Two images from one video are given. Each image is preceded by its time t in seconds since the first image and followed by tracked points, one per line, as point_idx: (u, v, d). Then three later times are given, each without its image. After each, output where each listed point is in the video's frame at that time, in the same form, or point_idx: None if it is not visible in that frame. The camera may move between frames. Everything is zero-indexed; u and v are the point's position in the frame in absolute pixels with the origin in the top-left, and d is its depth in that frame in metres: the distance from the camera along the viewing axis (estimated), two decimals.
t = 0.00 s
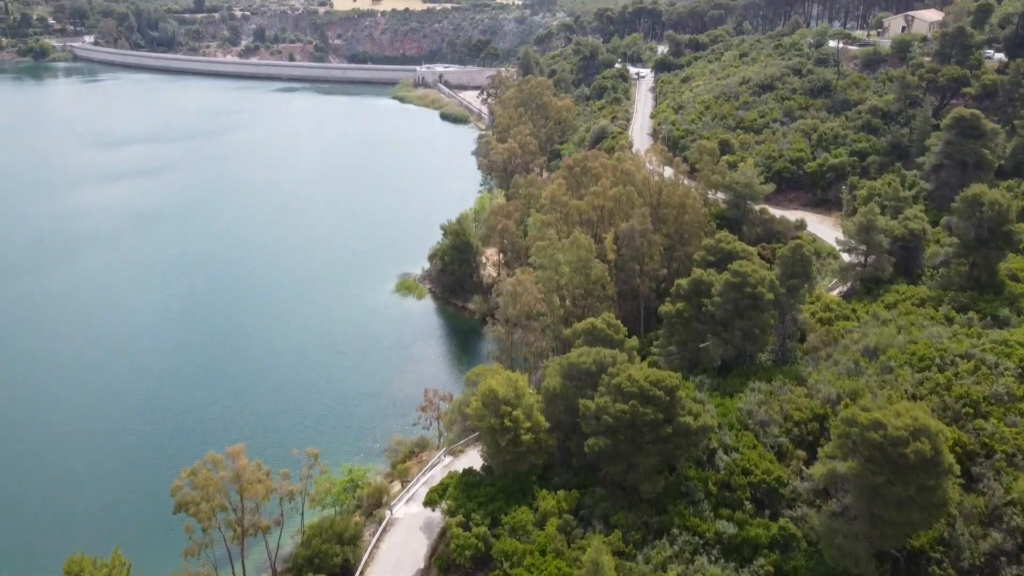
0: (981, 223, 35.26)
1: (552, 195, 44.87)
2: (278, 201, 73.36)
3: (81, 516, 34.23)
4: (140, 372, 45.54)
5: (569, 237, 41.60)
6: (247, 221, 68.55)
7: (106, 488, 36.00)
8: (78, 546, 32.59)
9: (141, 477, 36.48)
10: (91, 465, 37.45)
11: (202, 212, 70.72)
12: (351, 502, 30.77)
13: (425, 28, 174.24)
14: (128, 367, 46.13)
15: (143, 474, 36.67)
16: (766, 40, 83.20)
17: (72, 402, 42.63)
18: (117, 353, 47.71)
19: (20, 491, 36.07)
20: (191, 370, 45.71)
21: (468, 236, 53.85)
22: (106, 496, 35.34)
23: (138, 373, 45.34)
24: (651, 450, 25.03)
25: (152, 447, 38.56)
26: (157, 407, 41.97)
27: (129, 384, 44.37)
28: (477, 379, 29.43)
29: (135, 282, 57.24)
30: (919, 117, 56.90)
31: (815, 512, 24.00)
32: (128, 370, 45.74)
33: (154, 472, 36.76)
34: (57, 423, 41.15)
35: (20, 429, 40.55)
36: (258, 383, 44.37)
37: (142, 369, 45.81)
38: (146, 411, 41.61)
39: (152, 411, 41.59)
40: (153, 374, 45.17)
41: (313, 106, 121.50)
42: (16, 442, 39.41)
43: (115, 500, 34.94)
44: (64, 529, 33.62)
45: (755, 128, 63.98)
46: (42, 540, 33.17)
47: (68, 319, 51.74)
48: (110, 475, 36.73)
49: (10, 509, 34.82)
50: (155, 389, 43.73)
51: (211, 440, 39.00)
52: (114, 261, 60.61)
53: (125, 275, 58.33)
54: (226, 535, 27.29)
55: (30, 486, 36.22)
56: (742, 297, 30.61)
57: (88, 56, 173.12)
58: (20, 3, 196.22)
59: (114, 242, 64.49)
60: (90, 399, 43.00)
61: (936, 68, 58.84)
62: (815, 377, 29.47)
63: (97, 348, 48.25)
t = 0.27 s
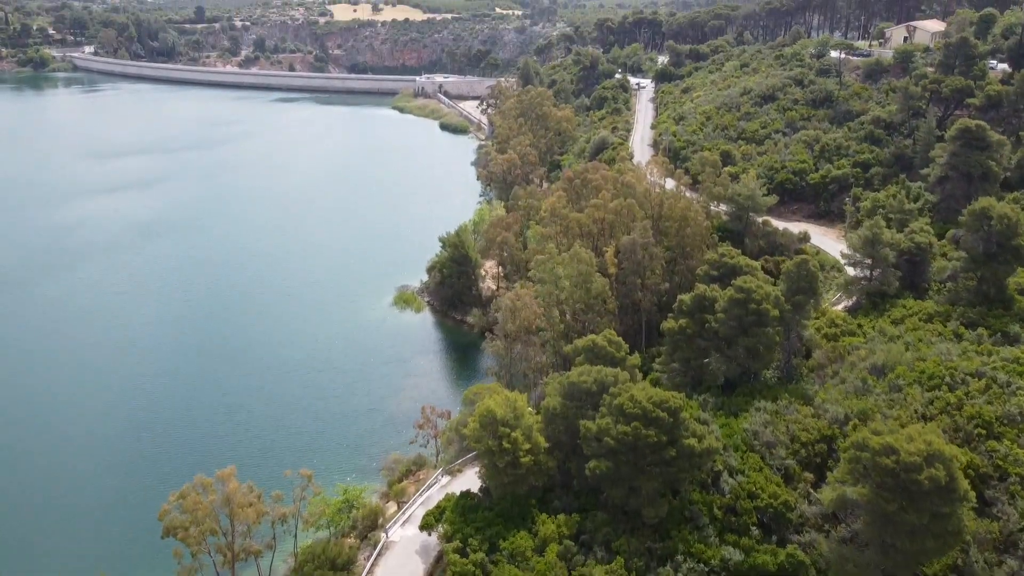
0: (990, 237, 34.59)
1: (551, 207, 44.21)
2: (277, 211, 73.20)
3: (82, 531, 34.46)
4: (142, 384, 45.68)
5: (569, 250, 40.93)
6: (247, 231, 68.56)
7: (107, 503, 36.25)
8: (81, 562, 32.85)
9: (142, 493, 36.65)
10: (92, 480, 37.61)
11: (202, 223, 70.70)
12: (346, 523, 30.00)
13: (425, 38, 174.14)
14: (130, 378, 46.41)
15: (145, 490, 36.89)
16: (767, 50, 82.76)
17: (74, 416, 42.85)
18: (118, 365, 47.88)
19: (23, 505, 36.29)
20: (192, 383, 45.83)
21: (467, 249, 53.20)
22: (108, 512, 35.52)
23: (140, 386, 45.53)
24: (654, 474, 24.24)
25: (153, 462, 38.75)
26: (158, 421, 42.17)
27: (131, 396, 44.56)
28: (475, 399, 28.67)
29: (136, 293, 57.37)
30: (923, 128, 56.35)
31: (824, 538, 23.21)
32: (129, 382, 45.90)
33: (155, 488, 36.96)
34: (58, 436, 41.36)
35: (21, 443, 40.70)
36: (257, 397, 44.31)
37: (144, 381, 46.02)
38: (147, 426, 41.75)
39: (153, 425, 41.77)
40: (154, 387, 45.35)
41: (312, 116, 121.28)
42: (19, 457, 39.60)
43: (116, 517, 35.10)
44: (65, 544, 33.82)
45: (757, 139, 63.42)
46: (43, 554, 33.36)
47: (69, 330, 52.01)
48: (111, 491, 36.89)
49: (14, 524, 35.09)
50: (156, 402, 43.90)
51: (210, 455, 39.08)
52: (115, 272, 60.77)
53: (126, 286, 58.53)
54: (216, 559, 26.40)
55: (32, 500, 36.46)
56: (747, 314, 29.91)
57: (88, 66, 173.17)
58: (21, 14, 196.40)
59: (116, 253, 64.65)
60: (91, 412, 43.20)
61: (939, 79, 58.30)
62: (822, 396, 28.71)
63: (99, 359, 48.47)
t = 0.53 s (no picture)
0: (999, 246, 33.94)
1: (551, 215, 43.57)
2: (277, 216, 73.06)
3: (83, 538, 34.68)
4: (143, 389, 45.79)
5: (569, 259, 40.26)
6: (247, 235, 68.55)
7: (108, 510, 36.39)
8: (81, 568, 33.04)
9: (143, 500, 36.78)
10: (93, 486, 37.79)
11: (202, 227, 70.69)
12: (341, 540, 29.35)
13: (425, 42, 173.81)
14: (131, 382, 46.56)
15: (145, 497, 37.02)
16: (769, 55, 82.19)
17: (75, 421, 42.98)
18: (119, 369, 48.03)
19: (23, 509, 36.50)
20: (192, 387, 45.88)
21: (466, 256, 52.56)
22: (109, 519, 35.69)
23: (141, 391, 45.65)
24: (657, 493, 23.51)
25: (154, 468, 38.90)
26: (158, 426, 42.25)
27: (131, 400, 44.67)
28: (473, 413, 27.89)
29: (137, 296, 57.55)
30: (927, 134, 55.76)
31: (833, 561, 22.48)
32: (130, 387, 46.01)
33: (156, 496, 37.07)
34: (59, 441, 41.52)
35: (22, 447, 40.84)
36: (257, 402, 44.28)
37: (144, 386, 46.13)
38: (147, 432, 41.84)
39: (153, 430, 41.86)
40: (155, 392, 45.46)
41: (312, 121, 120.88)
42: (20, 461, 39.77)
43: (116, 524, 35.25)
44: (66, 550, 34.01)
45: (759, 145, 62.83)
46: (44, 559, 33.58)
47: (70, 333, 52.17)
48: (111, 498, 37.00)
49: (16, 530, 35.29)
50: (156, 407, 44.00)
51: (210, 462, 39.14)
52: (115, 275, 60.88)
53: (127, 289, 58.70)
54: None
55: (33, 506, 36.64)
56: (751, 326, 29.20)
57: (87, 71, 172.82)
58: (19, 19, 195.94)
59: (116, 256, 64.80)
60: (92, 416, 43.35)
61: (944, 84, 57.69)
62: (829, 410, 27.98)
63: (100, 363, 48.61)
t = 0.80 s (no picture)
0: (1008, 251, 33.23)
1: (551, 219, 42.85)
2: (276, 218, 72.66)
3: (83, 537, 34.34)
4: (142, 389, 45.48)
5: (570, 265, 39.61)
6: (247, 236, 68.24)
7: (107, 510, 36.09)
8: (81, 568, 32.72)
9: (142, 499, 36.40)
10: (92, 485, 37.45)
11: (201, 228, 70.33)
12: (336, 554, 28.62)
13: (425, 43, 173.15)
14: (130, 382, 46.24)
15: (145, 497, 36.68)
16: (771, 55, 81.52)
17: (75, 421, 42.66)
18: (119, 369, 47.69)
19: (22, 509, 36.11)
20: (191, 388, 45.55)
21: (465, 260, 51.86)
22: (108, 519, 35.33)
23: (141, 391, 45.32)
24: (661, 509, 22.78)
25: (154, 468, 38.57)
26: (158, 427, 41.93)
27: (131, 401, 44.36)
28: (471, 425, 27.12)
29: (137, 296, 57.27)
30: (932, 136, 55.10)
31: None
32: (129, 387, 45.68)
33: (156, 496, 36.73)
34: (59, 441, 41.19)
35: (21, 447, 40.49)
36: (257, 404, 43.97)
37: (144, 386, 45.82)
38: (147, 432, 41.51)
39: (153, 431, 41.54)
40: (155, 392, 45.16)
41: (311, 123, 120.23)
42: (19, 461, 39.43)
43: (116, 524, 34.90)
44: (66, 550, 33.67)
45: (761, 147, 62.13)
46: (44, 558, 33.28)
47: (70, 333, 51.86)
48: (111, 498, 36.65)
49: (14, 529, 34.95)
50: (156, 407, 43.69)
51: (210, 463, 38.81)
52: (115, 275, 60.59)
53: (127, 289, 58.39)
54: None
55: (33, 505, 36.30)
56: (756, 335, 28.48)
57: (86, 72, 171.98)
58: (17, 19, 194.92)
59: (116, 257, 64.50)
60: (91, 416, 43.03)
61: (948, 85, 57.02)
62: (836, 422, 27.25)
63: (99, 363, 48.31)
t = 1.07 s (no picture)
0: (1018, 257, 32.53)
1: (551, 222, 42.14)
2: (276, 219, 72.30)
3: (84, 537, 34.09)
4: (143, 389, 45.23)
5: (570, 270, 38.92)
6: (247, 237, 67.99)
7: (107, 510, 35.86)
8: (81, 569, 32.46)
9: (142, 500, 36.13)
10: (93, 486, 37.20)
11: (201, 228, 70.03)
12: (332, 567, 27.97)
13: (424, 43, 172.49)
14: (130, 381, 45.99)
15: (145, 497, 36.42)
16: (772, 56, 80.83)
17: (75, 421, 42.40)
18: (119, 368, 47.42)
19: (21, 509, 35.86)
20: (191, 389, 45.27)
21: (464, 263, 51.19)
22: (108, 520, 35.07)
23: (142, 391, 45.06)
24: (664, 525, 22.09)
25: (154, 468, 38.31)
26: (159, 427, 41.67)
27: (131, 400, 44.11)
28: (469, 436, 26.38)
29: (137, 295, 57.03)
30: (936, 137, 54.42)
31: None
32: (130, 387, 45.42)
33: (156, 497, 36.45)
34: (59, 441, 40.92)
35: (20, 447, 40.19)
36: (258, 405, 43.69)
37: (145, 386, 45.57)
38: (147, 433, 41.26)
39: (153, 431, 41.28)
40: (155, 392, 44.90)
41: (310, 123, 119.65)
42: (19, 461, 39.18)
43: (116, 524, 34.68)
44: (66, 550, 33.44)
45: (764, 149, 61.44)
46: (44, 558, 33.06)
47: (69, 332, 51.59)
48: (111, 498, 36.39)
49: (14, 529, 34.67)
50: (157, 407, 43.44)
51: (211, 465, 38.54)
52: (115, 275, 60.32)
53: (128, 288, 58.18)
54: None
55: (32, 505, 36.03)
56: (762, 344, 27.77)
57: (85, 72, 171.31)
58: (16, 19, 194.14)
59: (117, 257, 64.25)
60: (92, 416, 42.77)
61: (953, 86, 56.30)
62: (844, 434, 26.56)
63: (100, 362, 48.05)
